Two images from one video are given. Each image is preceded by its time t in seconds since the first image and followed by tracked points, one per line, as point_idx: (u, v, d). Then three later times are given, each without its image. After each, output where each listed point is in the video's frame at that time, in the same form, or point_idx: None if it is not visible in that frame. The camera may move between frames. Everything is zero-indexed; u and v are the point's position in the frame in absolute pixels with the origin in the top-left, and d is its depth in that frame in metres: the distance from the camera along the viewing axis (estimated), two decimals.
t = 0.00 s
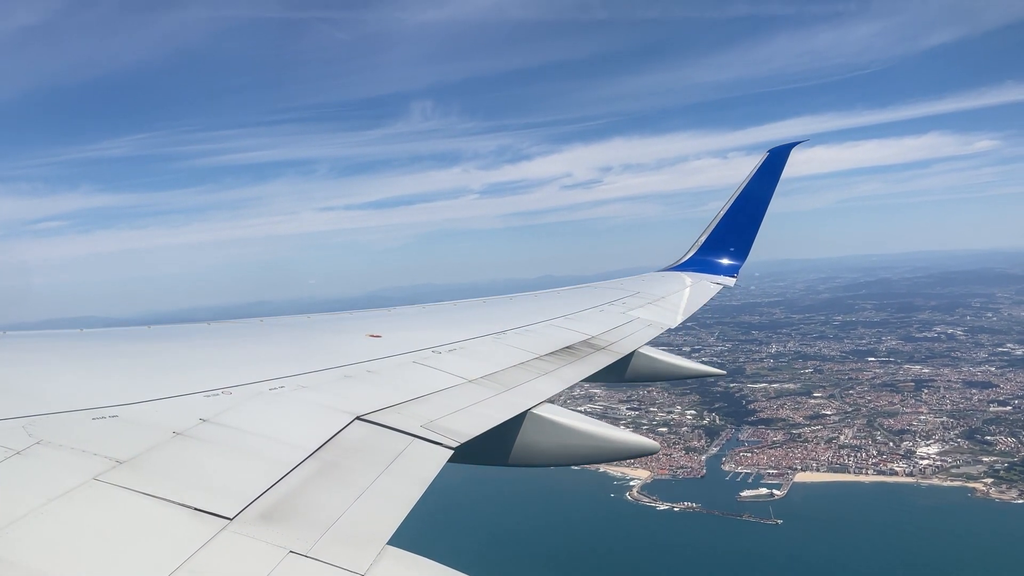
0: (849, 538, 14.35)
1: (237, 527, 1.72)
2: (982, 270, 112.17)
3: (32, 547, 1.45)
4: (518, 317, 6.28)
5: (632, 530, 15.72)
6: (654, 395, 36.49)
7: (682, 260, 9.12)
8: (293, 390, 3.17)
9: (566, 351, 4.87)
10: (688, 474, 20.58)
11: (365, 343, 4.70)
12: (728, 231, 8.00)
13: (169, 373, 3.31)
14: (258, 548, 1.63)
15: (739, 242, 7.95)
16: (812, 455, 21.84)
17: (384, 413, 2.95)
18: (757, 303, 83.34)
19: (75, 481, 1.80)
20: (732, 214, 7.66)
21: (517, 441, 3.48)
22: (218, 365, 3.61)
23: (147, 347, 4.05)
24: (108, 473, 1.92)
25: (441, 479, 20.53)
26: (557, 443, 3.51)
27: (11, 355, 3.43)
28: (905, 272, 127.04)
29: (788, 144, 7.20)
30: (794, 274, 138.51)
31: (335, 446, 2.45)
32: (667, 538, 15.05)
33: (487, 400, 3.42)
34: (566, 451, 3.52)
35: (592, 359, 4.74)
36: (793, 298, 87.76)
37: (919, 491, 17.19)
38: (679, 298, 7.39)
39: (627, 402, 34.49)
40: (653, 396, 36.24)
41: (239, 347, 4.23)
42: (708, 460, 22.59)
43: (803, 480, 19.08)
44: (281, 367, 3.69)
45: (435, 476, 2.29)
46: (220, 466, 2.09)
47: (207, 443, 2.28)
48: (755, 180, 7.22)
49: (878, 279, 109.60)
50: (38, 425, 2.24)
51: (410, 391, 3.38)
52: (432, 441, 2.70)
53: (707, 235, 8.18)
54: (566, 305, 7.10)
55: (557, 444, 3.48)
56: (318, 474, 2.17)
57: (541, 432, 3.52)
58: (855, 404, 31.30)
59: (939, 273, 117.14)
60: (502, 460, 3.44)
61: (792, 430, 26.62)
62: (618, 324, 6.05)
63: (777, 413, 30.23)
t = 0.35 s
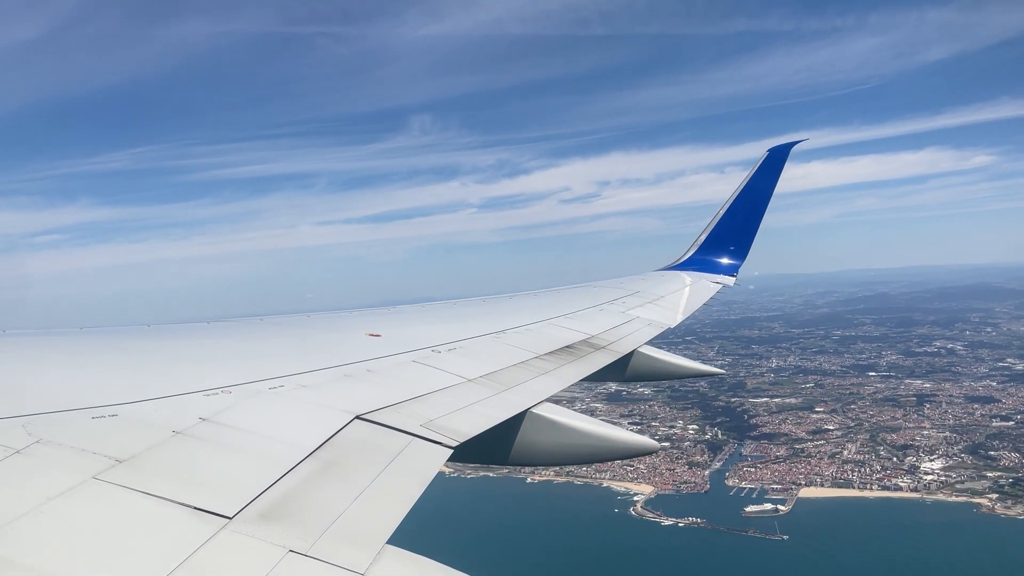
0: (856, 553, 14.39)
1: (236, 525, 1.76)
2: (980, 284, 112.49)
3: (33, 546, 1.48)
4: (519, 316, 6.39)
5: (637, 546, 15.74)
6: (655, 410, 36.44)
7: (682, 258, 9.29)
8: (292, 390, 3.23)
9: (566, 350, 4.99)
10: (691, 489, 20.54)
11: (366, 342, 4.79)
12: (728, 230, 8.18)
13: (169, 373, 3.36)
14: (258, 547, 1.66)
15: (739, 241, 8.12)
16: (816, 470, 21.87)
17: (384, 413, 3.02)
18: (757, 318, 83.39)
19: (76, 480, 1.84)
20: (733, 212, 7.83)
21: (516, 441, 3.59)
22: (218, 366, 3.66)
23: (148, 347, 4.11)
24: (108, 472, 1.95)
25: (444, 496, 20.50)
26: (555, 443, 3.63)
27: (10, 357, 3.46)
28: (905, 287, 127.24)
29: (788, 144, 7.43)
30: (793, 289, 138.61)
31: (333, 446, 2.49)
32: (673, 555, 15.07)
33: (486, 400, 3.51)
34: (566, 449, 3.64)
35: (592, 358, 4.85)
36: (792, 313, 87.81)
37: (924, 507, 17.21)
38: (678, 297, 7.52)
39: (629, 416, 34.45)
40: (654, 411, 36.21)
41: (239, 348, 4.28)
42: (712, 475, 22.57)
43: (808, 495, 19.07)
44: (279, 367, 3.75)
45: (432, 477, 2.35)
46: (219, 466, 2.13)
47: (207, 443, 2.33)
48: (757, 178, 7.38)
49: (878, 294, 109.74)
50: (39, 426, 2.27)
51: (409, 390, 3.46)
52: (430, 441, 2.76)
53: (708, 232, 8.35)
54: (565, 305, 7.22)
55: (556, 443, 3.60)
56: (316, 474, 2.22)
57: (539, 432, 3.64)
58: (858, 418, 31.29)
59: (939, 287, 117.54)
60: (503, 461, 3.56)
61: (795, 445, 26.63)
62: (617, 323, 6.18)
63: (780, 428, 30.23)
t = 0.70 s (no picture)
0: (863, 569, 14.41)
1: (236, 524, 1.77)
2: (978, 300, 113.10)
3: (31, 542, 1.49)
4: (519, 316, 6.49)
5: (644, 561, 15.77)
6: (657, 424, 36.36)
7: (682, 257, 9.45)
8: (292, 389, 3.26)
9: (566, 350, 5.09)
10: (696, 504, 20.48)
11: (367, 342, 4.85)
12: (728, 229, 8.35)
13: (169, 373, 3.40)
14: (258, 545, 1.67)
15: (739, 239, 8.29)
16: (821, 485, 21.83)
17: (385, 411, 3.06)
18: (755, 331, 83.44)
19: (74, 479, 1.85)
20: (734, 210, 8.01)
21: (516, 441, 3.69)
22: (218, 366, 3.70)
23: (149, 347, 4.15)
24: (107, 470, 1.97)
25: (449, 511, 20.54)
26: (554, 441, 3.72)
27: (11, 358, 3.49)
28: (902, 301, 127.75)
29: (786, 143, 7.66)
30: (791, 302, 138.98)
31: (333, 445, 2.51)
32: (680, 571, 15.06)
33: (487, 398, 3.58)
34: (566, 447, 3.74)
35: (592, 357, 4.96)
36: (791, 326, 87.89)
37: (930, 522, 17.22)
38: (680, 296, 7.65)
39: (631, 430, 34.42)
40: (656, 425, 36.13)
41: (239, 348, 4.32)
42: (716, 490, 22.52)
43: (814, 511, 19.03)
44: (279, 367, 3.79)
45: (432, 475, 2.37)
46: (218, 464, 2.16)
47: (207, 442, 2.35)
48: (757, 176, 7.58)
49: (876, 308, 109.97)
50: (38, 425, 2.30)
51: (411, 390, 3.51)
52: (432, 439, 2.79)
53: (709, 231, 8.51)
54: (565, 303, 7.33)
55: (555, 443, 3.70)
56: (317, 472, 2.23)
57: (539, 431, 3.74)
58: (861, 433, 31.24)
59: (937, 301, 117.93)
60: (503, 460, 3.67)
61: (799, 459, 26.58)
62: (617, 323, 6.30)
63: (783, 443, 30.21)
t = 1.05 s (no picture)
0: None
1: (236, 522, 1.82)
2: (977, 314, 113.31)
3: (34, 542, 1.53)
4: (520, 314, 6.62)
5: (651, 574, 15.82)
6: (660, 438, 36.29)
7: (681, 257, 9.60)
8: (292, 388, 3.33)
9: (566, 348, 5.23)
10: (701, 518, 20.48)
11: (367, 342, 4.93)
12: (728, 228, 8.52)
13: (169, 372, 3.46)
14: (258, 544, 1.73)
15: (739, 239, 8.46)
16: (826, 499, 21.81)
17: (384, 411, 3.14)
18: (755, 344, 83.40)
19: (76, 478, 1.90)
20: (734, 209, 8.17)
21: (517, 439, 3.80)
22: (218, 365, 3.76)
23: (151, 346, 4.20)
24: (108, 469, 2.03)
25: (454, 526, 20.64)
26: (554, 439, 3.84)
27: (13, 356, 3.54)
28: (901, 314, 127.86)
29: (785, 144, 7.86)
30: (790, 315, 138.99)
31: (332, 445, 2.57)
32: None
33: (487, 397, 3.67)
34: (566, 445, 3.85)
35: (591, 356, 5.11)
36: (790, 339, 87.84)
37: (936, 536, 17.22)
38: (680, 294, 7.82)
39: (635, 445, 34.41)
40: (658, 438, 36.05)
41: (240, 347, 4.39)
42: (721, 504, 22.46)
43: (819, 525, 19.02)
44: (279, 367, 3.85)
45: (430, 475, 2.44)
46: (217, 463, 2.21)
47: (208, 440, 2.41)
48: (757, 175, 7.77)
49: (876, 321, 110.02)
50: (39, 424, 2.34)
51: (411, 389, 3.60)
52: (429, 438, 2.86)
53: (709, 231, 8.68)
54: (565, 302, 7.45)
55: (556, 441, 3.81)
56: (316, 471, 2.30)
57: (539, 430, 3.86)
58: (865, 447, 31.17)
59: (936, 314, 118.08)
60: (504, 457, 3.79)
61: (803, 473, 26.54)
62: (617, 322, 6.44)
63: (787, 456, 30.22)
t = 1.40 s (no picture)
0: None
1: (237, 522, 1.80)
2: (976, 327, 113.38)
3: (29, 543, 1.50)
4: (521, 314, 6.68)
5: None
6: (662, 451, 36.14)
7: (681, 256, 9.70)
8: (291, 387, 3.32)
9: (566, 347, 5.31)
10: (708, 531, 20.42)
11: (367, 342, 4.93)
12: (727, 228, 8.63)
13: (169, 370, 3.45)
14: (260, 542, 1.72)
15: (738, 238, 8.56)
16: (831, 513, 21.71)
17: (385, 410, 3.14)
18: (755, 356, 83.27)
19: (74, 478, 1.88)
20: (735, 209, 8.29)
21: (517, 438, 3.86)
22: (219, 364, 3.75)
23: (152, 345, 4.19)
24: (107, 468, 2.01)
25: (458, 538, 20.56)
26: (555, 438, 3.89)
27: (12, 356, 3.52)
28: (900, 327, 127.84)
29: (784, 145, 7.98)
30: (789, 328, 138.89)
31: (333, 444, 2.56)
32: None
33: (487, 396, 3.70)
34: (566, 444, 3.90)
35: (592, 355, 5.19)
36: (790, 352, 87.67)
37: (944, 550, 17.16)
38: (680, 293, 7.93)
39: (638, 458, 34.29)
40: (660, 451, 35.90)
41: (241, 347, 4.38)
42: (727, 518, 22.33)
43: (826, 539, 18.93)
44: (280, 366, 3.85)
45: (430, 474, 2.43)
46: (217, 461, 2.20)
47: (208, 439, 2.40)
48: (756, 175, 7.89)
49: (876, 334, 109.96)
50: (38, 423, 2.32)
51: (412, 387, 3.62)
52: (430, 437, 2.87)
53: (709, 231, 8.78)
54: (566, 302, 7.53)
55: (557, 440, 3.86)
56: (317, 470, 2.29)
57: (540, 429, 3.90)
58: (869, 460, 31.03)
59: (936, 327, 118.06)
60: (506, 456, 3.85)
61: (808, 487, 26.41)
62: (616, 321, 6.51)
63: (791, 470, 30.13)
